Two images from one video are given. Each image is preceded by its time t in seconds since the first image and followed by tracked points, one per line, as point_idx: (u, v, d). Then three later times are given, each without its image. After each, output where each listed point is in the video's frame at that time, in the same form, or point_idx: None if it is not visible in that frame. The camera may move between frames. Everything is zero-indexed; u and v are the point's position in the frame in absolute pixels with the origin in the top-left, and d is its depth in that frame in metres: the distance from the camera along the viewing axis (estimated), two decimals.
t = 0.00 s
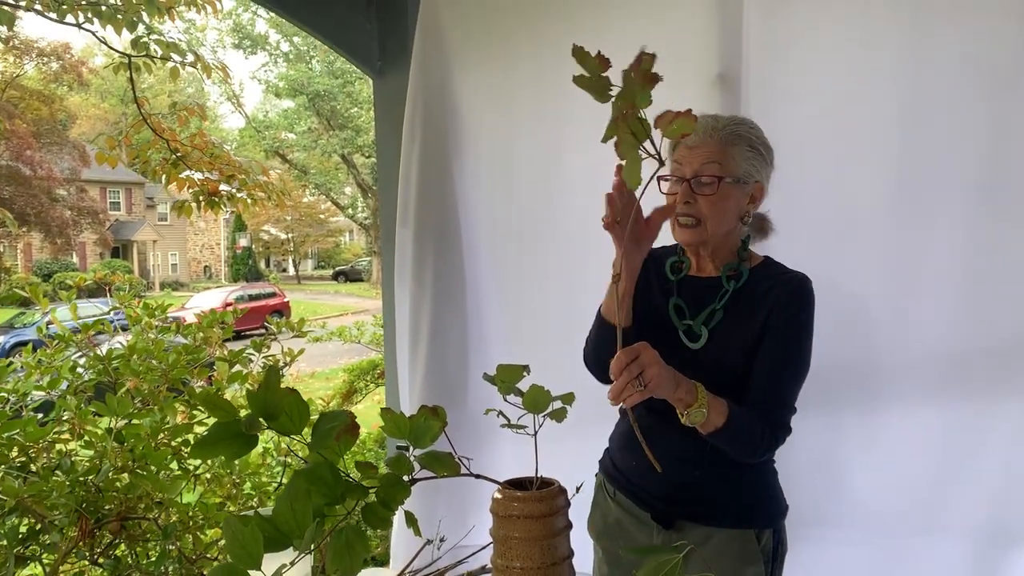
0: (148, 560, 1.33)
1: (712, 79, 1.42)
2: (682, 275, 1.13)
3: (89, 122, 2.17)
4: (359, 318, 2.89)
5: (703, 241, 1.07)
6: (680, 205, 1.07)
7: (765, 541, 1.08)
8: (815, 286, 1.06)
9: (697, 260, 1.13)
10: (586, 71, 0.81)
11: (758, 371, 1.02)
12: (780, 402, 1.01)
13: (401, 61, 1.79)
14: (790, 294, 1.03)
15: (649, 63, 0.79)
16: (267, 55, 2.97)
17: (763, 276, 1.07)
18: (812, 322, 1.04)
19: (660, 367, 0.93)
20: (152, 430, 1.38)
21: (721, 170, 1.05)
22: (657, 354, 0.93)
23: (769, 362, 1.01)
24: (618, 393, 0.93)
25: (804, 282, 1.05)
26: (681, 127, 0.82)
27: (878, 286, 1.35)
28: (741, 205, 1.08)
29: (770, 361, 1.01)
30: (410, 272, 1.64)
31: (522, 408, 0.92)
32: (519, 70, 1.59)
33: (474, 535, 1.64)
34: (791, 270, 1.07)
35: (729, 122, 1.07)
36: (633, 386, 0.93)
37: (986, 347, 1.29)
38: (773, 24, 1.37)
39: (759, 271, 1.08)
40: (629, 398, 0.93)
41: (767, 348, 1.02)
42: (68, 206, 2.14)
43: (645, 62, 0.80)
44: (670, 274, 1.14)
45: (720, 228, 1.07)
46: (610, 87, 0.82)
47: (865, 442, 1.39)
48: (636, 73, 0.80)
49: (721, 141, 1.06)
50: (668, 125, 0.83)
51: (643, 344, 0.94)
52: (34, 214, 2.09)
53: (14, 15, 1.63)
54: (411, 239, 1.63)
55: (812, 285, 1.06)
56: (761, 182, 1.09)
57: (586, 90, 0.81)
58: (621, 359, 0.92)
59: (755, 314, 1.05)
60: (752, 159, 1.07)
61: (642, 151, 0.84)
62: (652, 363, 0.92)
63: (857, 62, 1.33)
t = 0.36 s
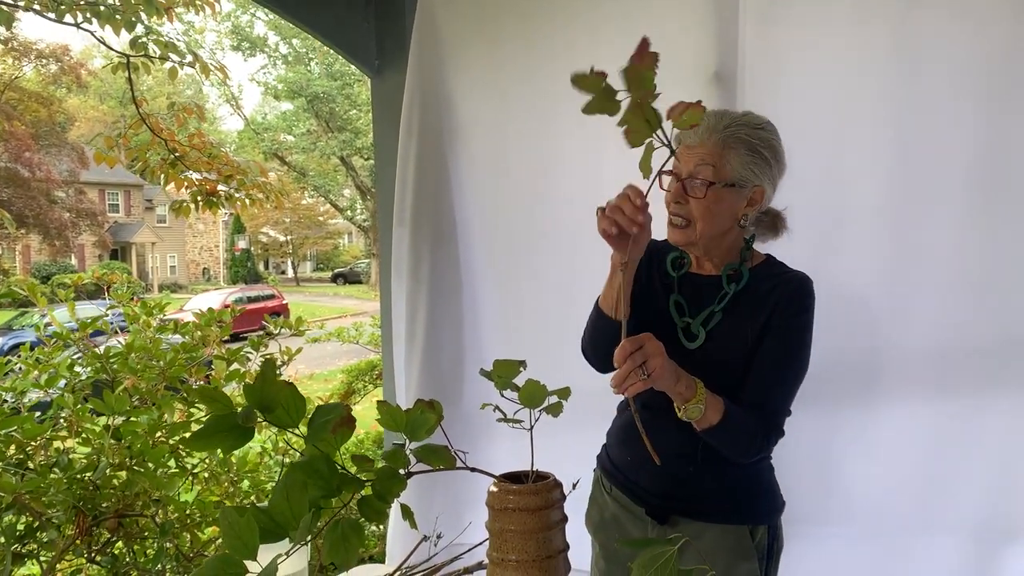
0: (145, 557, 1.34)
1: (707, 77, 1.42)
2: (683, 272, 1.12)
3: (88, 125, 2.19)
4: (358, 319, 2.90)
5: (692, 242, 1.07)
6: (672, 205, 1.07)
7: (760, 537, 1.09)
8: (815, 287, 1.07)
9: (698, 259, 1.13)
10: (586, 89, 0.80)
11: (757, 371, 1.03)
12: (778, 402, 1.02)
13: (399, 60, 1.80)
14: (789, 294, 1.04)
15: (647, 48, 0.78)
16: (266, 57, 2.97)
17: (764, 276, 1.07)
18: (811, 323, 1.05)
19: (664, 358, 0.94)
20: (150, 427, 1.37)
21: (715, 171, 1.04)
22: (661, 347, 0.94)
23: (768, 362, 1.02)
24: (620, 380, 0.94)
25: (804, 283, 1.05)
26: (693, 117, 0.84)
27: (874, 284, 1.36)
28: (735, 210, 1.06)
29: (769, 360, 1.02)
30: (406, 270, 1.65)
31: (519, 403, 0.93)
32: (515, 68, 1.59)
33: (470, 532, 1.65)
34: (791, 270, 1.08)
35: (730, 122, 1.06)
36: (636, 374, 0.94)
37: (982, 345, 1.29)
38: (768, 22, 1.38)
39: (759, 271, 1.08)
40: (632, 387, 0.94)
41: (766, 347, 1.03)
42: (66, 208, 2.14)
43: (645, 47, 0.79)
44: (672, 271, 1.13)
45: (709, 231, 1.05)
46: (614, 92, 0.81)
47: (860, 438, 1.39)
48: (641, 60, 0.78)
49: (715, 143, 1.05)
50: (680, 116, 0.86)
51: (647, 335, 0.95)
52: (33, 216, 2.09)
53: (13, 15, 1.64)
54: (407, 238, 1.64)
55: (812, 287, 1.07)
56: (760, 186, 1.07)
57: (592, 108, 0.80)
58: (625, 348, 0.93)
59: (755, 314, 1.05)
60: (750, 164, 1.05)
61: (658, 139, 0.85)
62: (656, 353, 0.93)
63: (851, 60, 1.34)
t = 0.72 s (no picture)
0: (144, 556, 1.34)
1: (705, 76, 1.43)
2: (675, 274, 1.13)
3: (88, 125, 2.19)
4: (357, 320, 2.95)
5: (687, 243, 1.06)
6: (666, 205, 1.06)
7: (757, 537, 1.09)
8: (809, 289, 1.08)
9: (691, 260, 1.12)
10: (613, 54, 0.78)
11: (755, 373, 1.03)
12: (778, 404, 1.03)
13: (398, 60, 1.80)
14: (784, 297, 1.05)
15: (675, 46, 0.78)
16: (266, 58, 2.97)
17: (759, 277, 1.07)
18: (807, 325, 1.06)
19: (684, 354, 0.94)
20: (148, 426, 1.37)
21: (712, 171, 1.04)
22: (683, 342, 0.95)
23: (765, 364, 1.03)
24: (641, 371, 0.94)
25: (800, 285, 1.06)
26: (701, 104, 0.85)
27: (871, 284, 1.36)
28: (731, 208, 1.06)
29: (767, 363, 1.03)
30: (404, 269, 1.65)
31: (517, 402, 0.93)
32: (513, 68, 1.59)
33: (467, 531, 1.65)
34: (787, 271, 1.08)
35: (728, 121, 1.06)
36: (655, 367, 0.94)
37: (980, 345, 1.29)
38: (766, 21, 1.38)
39: (753, 272, 1.08)
40: (651, 378, 0.94)
41: (763, 349, 1.04)
42: (65, 208, 2.15)
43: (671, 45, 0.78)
44: (663, 273, 1.13)
45: (706, 231, 1.05)
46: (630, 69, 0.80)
47: (858, 438, 1.39)
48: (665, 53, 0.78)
49: (710, 142, 1.05)
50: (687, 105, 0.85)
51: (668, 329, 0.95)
52: (32, 216, 2.10)
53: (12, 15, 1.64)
54: (406, 237, 1.65)
55: (808, 289, 1.07)
56: (757, 185, 1.07)
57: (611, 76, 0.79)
58: (646, 341, 0.93)
59: (750, 315, 1.05)
60: (747, 162, 1.05)
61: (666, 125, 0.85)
62: (677, 348, 0.94)
63: (849, 59, 1.34)
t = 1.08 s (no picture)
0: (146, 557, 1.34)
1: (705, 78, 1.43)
2: (664, 277, 1.13)
3: (88, 126, 2.20)
4: (358, 320, 2.93)
5: (679, 240, 1.06)
6: (658, 201, 1.06)
7: (764, 533, 1.09)
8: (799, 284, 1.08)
9: (681, 261, 1.13)
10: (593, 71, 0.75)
11: (750, 372, 1.04)
12: (775, 402, 1.03)
13: (399, 62, 1.81)
14: (776, 295, 1.05)
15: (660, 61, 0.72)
16: (266, 59, 3.03)
17: (749, 275, 1.08)
18: (799, 321, 1.06)
19: (676, 361, 0.93)
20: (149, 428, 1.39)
21: (701, 168, 1.05)
22: (674, 349, 0.93)
23: (758, 364, 1.03)
24: (632, 381, 0.92)
25: (790, 282, 1.06)
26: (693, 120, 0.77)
27: (871, 286, 1.37)
28: (722, 205, 1.07)
29: (762, 362, 1.03)
30: (405, 271, 1.65)
31: (517, 403, 0.93)
32: (513, 69, 1.60)
33: (468, 532, 1.66)
34: (778, 268, 1.09)
35: (717, 118, 1.07)
36: (647, 375, 0.93)
37: (982, 346, 1.29)
38: (766, 23, 1.39)
39: (742, 271, 1.08)
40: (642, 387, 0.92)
41: (756, 348, 1.04)
42: (66, 209, 2.15)
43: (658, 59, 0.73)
44: (653, 276, 1.14)
45: (696, 228, 1.06)
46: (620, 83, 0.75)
47: (858, 439, 1.40)
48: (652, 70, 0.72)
49: (703, 139, 1.05)
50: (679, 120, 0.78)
51: (661, 337, 0.93)
52: (33, 217, 2.09)
53: (13, 16, 1.64)
54: (407, 239, 1.65)
55: (797, 284, 1.08)
56: (746, 181, 1.08)
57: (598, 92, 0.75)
58: (637, 350, 0.91)
59: (740, 316, 1.06)
60: (735, 158, 1.05)
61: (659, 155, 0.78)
62: (668, 357, 0.92)
63: (849, 60, 1.34)
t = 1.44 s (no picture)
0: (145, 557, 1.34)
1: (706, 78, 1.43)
2: (660, 279, 1.13)
3: (87, 126, 2.20)
4: (358, 320, 2.94)
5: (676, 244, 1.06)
6: (654, 206, 1.05)
7: (763, 533, 1.09)
8: (795, 284, 1.08)
9: (677, 261, 1.13)
10: (575, 77, 0.74)
11: (747, 372, 1.03)
12: (773, 402, 1.03)
13: (399, 62, 1.81)
14: (772, 294, 1.05)
15: (643, 60, 0.72)
16: (266, 59, 3.02)
17: (745, 274, 1.07)
18: (796, 321, 1.06)
19: (672, 362, 0.93)
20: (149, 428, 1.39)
21: (698, 170, 1.04)
22: (671, 352, 0.93)
23: (754, 364, 1.03)
24: (630, 384, 0.92)
25: (785, 280, 1.06)
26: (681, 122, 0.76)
27: (871, 286, 1.36)
28: (717, 206, 1.07)
29: (759, 362, 1.03)
30: (406, 271, 1.65)
31: (517, 403, 0.93)
32: (513, 69, 1.60)
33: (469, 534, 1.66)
34: (773, 267, 1.08)
35: (710, 120, 1.06)
36: (645, 378, 0.92)
37: (981, 346, 1.29)
38: (766, 23, 1.39)
39: (737, 271, 1.08)
40: (642, 390, 0.92)
41: (753, 348, 1.03)
42: (65, 209, 2.15)
43: (640, 58, 0.73)
44: (649, 278, 1.14)
45: (693, 229, 1.06)
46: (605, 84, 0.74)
47: (858, 439, 1.40)
48: (635, 72, 0.72)
49: (698, 142, 1.04)
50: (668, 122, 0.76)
51: (659, 339, 0.93)
52: (32, 217, 2.10)
53: (13, 16, 1.64)
54: (407, 239, 1.65)
55: (794, 283, 1.07)
56: (741, 181, 1.08)
57: (583, 99, 0.74)
58: (633, 354, 0.91)
59: (736, 316, 1.05)
60: (731, 160, 1.05)
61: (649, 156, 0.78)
62: (665, 358, 0.92)
63: (849, 60, 1.34)
